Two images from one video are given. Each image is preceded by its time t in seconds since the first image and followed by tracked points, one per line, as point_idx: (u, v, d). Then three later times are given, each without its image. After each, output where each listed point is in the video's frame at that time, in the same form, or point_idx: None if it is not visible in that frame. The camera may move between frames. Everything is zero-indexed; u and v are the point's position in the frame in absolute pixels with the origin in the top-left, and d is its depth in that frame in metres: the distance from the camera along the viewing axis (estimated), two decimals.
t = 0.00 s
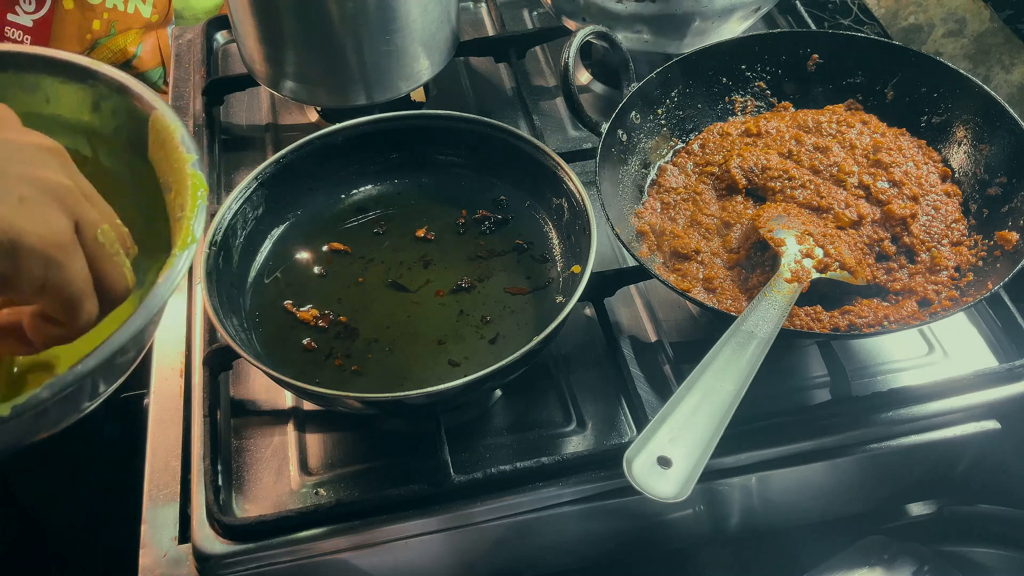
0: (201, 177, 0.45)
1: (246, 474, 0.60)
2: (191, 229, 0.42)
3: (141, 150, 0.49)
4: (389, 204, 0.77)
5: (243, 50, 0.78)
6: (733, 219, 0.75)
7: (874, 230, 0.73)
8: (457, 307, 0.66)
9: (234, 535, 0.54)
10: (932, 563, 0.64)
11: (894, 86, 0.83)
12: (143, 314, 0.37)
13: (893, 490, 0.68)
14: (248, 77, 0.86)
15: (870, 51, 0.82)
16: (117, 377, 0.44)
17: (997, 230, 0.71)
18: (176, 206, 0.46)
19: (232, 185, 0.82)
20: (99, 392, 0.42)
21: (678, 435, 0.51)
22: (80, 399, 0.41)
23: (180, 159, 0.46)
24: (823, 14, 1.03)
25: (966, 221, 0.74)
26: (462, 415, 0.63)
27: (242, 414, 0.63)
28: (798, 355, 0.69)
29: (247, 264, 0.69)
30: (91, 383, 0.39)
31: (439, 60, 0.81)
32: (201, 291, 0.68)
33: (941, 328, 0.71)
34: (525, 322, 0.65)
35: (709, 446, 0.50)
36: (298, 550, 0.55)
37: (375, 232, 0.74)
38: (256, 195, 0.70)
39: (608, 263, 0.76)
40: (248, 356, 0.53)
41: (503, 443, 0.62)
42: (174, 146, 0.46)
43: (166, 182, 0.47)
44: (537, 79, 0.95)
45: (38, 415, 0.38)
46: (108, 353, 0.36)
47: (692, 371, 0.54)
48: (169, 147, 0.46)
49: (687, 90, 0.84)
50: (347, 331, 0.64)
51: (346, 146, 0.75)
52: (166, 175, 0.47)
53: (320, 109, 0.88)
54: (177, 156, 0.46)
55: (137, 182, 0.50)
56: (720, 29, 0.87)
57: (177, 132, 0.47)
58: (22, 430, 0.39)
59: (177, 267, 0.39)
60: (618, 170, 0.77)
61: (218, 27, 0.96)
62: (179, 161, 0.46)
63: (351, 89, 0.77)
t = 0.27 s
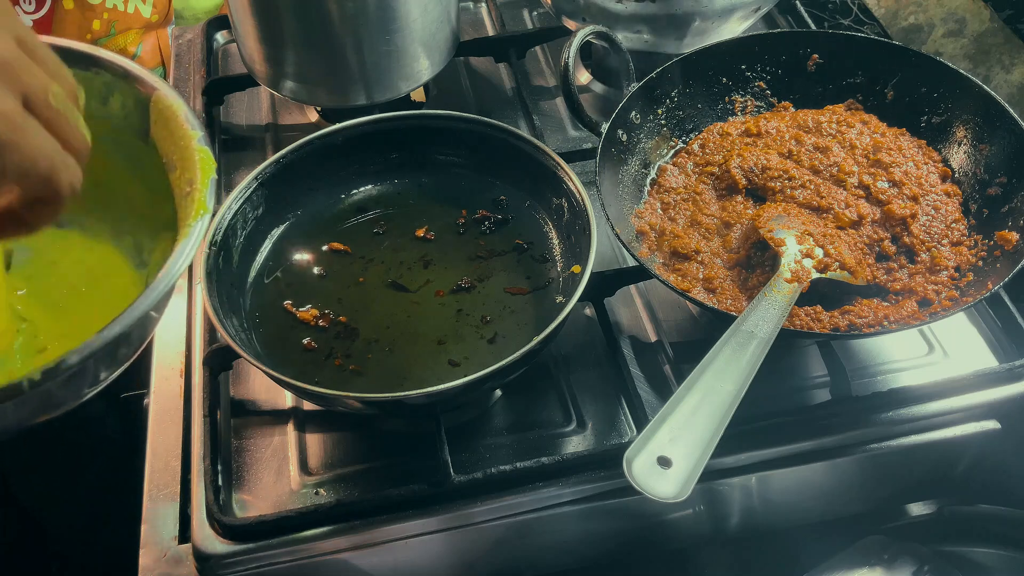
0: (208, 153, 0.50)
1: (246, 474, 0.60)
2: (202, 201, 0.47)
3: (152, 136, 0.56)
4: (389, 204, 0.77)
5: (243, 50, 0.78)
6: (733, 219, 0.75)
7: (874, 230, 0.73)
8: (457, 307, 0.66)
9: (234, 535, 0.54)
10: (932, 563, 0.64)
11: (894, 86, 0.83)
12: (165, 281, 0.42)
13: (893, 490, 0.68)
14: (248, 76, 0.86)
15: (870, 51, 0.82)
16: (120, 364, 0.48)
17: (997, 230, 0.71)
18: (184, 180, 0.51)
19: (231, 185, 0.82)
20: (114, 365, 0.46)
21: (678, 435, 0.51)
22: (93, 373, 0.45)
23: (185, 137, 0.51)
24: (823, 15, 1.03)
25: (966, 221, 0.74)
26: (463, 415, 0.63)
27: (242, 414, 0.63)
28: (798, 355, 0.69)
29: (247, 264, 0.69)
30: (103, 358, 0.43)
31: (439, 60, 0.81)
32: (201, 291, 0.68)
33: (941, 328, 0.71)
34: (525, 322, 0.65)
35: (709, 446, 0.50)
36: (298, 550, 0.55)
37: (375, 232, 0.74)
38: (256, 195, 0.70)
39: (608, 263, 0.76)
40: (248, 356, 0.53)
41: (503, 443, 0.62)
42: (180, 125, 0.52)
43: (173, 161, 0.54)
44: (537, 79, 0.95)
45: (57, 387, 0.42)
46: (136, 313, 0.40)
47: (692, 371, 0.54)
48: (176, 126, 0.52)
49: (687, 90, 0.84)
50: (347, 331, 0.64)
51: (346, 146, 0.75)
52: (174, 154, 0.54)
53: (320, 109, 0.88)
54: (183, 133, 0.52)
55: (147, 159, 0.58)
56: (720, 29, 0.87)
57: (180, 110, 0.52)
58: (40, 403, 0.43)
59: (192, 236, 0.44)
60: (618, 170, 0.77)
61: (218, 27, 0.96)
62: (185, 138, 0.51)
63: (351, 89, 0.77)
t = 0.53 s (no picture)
0: (200, 125, 0.45)
1: (246, 474, 0.60)
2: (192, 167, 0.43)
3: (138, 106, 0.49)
4: (389, 204, 0.77)
5: (243, 50, 0.78)
6: (733, 219, 0.75)
7: (874, 230, 0.73)
8: (457, 307, 0.66)
9: (234, 535, 0.54)
10: (932, 563, 0.64)
11: (894, 86, 0.83)
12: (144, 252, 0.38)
13: (893, 490, 0.68)
14: (248, 76, 0.86)
15: (870, 51, 0.83)
16: (108, 346, 0.46)
17: (997, 230, 0.71)
18: (175, 151, 0.46)
19: (231, 184, 0.82)
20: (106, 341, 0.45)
21: (678, 435, 0.51)
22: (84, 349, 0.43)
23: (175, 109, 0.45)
24: (823, 15, 1.03)
25: (966, 221, 0.74)
26: (462, 415, 0.63)
27: (242, 414, 0.63)
28: (798, 355, 0.69)
29: (247, 264, 0.69)
30: (88, 335, 0.41)
31: (439, 60, 0.81)
32: (201, 291, 0.68)
33: (941, 328, 0.71)
34: (525, 322, 0.65)
35: (709, 446, 0.50)
36: (298, 550, 0.55)
37: (375, 232, 0.74)
38: (256, 195, 0.70)
39: (608, 263, 0.76)
40: (248, 356, 0.53)
41: (503, 443, 0.62)
42: (166, 92, 0.46)
43: (160, 134, 0.48)
44: (537, 79, 0.95)
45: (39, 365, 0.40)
46: (116, 286, 0.38)
47: (692, 371, 0.54)
48: (160, 94, 0.46)
49: (687, 90, 0.84)
50: (347, 331, 0.64)
51: (345, 146, 0.75)
52: (161, 126, 0.47)
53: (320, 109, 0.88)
54: (171, 105, 0.46)
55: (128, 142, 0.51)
56: (720, 29, 0.87)
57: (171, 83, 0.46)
58: (19, 383, 0.41)
59: (180, 203, 0.41)
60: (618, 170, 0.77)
61: (218, 27, 0.96)
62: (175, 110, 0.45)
63: (350, 89, 0.77)
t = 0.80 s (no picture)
0: (184, 119, 0.51)
1: (246, 474, 0.60)
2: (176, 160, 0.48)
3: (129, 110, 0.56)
4: (389, 204, 0.77)
5: (243, 50, 0.78)
6: (733, 219, 0.75)
7: (874, 230, 0.73)
8: (457, 307, 0.66)
9: (234, 535, 0.54)
10: (932, 563, 0.64)
11: (894, 86, 0.83)
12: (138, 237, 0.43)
13: (892, 490, 0.68)
14: (248, 76, 0.86)
15: (870, 51, 0.82)
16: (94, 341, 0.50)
17: (997, 230, 0.71)
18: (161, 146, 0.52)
19: (232, 185, 0.82)
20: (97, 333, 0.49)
21: (678, 435, 0.51)
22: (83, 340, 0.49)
23: (161, 104, 0.52)
24: (823, 15, 1.03)
25: (966, 221, 0.74)
26: (463, 415, 0.63)
27: (242, 414, 0.63)
28: (798, 355, 0.69)
29: (247, 264, 0.69)
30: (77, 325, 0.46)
31: (439, 60, 0.81)
32: (201, 291, 0.68)
33: (941, 328, 0.71)
34: (525, 322, 0.65)
35: (709, 446, 0.50)
36: (298, 550, 0.55)
37: (375, 232, 0.74)
38: (256, 195, 0.70)
39: (608, 263, 0.76)
40: (248, 356, 0.53)
41: (503, 443, 0.62)
42: (154, 91, 0.52)
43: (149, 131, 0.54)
44: (537, 79, 0.95)
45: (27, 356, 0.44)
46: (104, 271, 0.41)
47: (692, 371, 0.54)
48: (149, 92, 0.53)
49: (687, 90, 0.84)
50: (347, 331, 0.64)
51: (345, 146, 0.75)
52: (150, 124, 0.54)
53: (320, 109, 0.88)
54: (157, 100, 0.52)
55: (131, 149, 0.59)
56: (720, 29, 0.87)
57: (155, 79, 0.53)
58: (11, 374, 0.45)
59: (165, 192, 0.45)
60: (618, 170, 0.77)
61: (218, 27, 0.96)
62: (160, 104, 0.52)
63: (351, 89, 0.77)
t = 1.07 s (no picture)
0: (181, 130, 0.44)
1: (246, 474, 0.60)
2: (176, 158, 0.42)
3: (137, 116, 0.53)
4: (389, 204, 0.77)
5: (243, 50, 0.78)
6: (733, 219, 0.75)
7: (874, 230, 0.73)
8: (457, 307, 0.66)
9: (234, 535, 0.54)
10: (932, 563, 0.64)
11: (894, 86, 0.83)
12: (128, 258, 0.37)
13: (893, 490, 0.68)
14: (248, 77, 0.86)
15: (870, 51, 0.82)
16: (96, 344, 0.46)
17: (997, 230, 0.71)
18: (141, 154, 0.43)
19: (232, 184, 0.82)
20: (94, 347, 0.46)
21: (678, 435, 0.51)
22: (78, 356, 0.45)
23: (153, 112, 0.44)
24: (823, 15, 1.03)
25: (966, 221, 0.74)
26: (462, 415, 0.63)
27: (242, 414, 0.63)
28: (798, 355, 0.69)
29: (247, 264, 0.69)
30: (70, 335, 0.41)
31: (439, 60, 0.81)
32: (201, 291, 0.68)
33: (941, 328, 0.71)
34: (525, 322, 0.65)
35: (709, 446, 0.50)
36: (298, 550, 0.55)
37: (375, 232, 0.74)
38: (256, 195, 0.70)
39: (608, 263, 0.76)
40: (248, 356, 0.53)
41: (503, 443, 0.62)
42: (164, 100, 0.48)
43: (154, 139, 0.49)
44: (537, 79, 0.95)
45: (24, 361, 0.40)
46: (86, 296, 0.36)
47: (692, 371, 0.54)
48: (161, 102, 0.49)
49: (687, 90, 0.84)
50: (347, 331, 0.64)
51: (345, 146, 0.75)
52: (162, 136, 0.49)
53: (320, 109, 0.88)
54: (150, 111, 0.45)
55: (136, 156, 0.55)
56: (720, 29, 0.87)
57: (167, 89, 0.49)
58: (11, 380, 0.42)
59: (160, 208, 0.39)
60: (618, 170, 0.77)
61: (218, 27, 0.96)
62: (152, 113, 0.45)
63: (350, 89, 0.77)
